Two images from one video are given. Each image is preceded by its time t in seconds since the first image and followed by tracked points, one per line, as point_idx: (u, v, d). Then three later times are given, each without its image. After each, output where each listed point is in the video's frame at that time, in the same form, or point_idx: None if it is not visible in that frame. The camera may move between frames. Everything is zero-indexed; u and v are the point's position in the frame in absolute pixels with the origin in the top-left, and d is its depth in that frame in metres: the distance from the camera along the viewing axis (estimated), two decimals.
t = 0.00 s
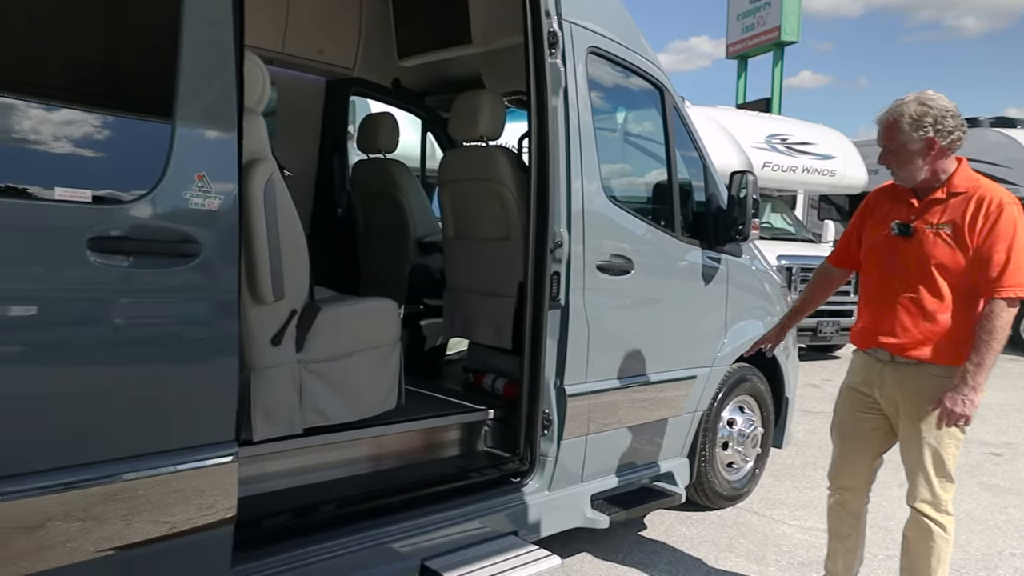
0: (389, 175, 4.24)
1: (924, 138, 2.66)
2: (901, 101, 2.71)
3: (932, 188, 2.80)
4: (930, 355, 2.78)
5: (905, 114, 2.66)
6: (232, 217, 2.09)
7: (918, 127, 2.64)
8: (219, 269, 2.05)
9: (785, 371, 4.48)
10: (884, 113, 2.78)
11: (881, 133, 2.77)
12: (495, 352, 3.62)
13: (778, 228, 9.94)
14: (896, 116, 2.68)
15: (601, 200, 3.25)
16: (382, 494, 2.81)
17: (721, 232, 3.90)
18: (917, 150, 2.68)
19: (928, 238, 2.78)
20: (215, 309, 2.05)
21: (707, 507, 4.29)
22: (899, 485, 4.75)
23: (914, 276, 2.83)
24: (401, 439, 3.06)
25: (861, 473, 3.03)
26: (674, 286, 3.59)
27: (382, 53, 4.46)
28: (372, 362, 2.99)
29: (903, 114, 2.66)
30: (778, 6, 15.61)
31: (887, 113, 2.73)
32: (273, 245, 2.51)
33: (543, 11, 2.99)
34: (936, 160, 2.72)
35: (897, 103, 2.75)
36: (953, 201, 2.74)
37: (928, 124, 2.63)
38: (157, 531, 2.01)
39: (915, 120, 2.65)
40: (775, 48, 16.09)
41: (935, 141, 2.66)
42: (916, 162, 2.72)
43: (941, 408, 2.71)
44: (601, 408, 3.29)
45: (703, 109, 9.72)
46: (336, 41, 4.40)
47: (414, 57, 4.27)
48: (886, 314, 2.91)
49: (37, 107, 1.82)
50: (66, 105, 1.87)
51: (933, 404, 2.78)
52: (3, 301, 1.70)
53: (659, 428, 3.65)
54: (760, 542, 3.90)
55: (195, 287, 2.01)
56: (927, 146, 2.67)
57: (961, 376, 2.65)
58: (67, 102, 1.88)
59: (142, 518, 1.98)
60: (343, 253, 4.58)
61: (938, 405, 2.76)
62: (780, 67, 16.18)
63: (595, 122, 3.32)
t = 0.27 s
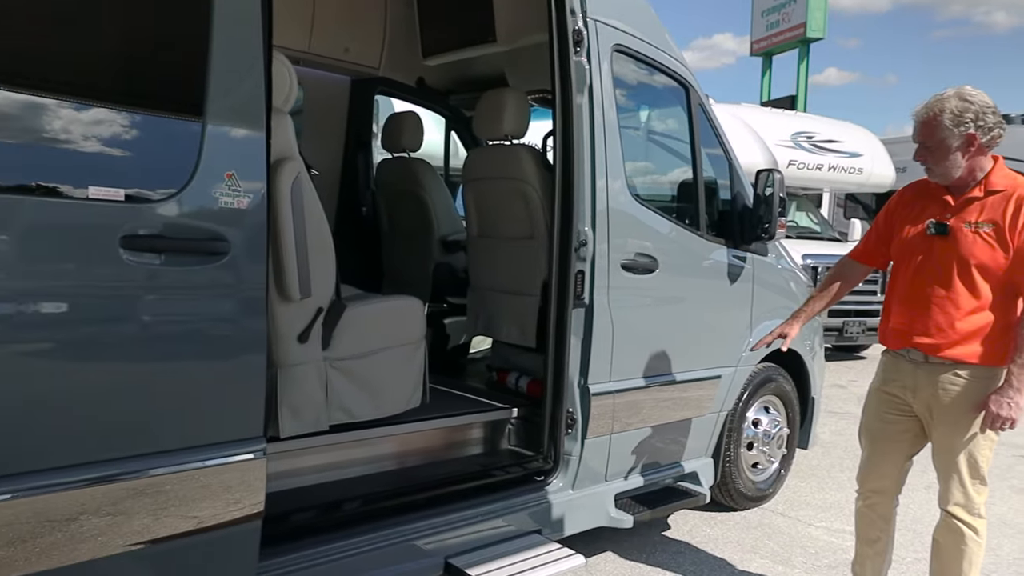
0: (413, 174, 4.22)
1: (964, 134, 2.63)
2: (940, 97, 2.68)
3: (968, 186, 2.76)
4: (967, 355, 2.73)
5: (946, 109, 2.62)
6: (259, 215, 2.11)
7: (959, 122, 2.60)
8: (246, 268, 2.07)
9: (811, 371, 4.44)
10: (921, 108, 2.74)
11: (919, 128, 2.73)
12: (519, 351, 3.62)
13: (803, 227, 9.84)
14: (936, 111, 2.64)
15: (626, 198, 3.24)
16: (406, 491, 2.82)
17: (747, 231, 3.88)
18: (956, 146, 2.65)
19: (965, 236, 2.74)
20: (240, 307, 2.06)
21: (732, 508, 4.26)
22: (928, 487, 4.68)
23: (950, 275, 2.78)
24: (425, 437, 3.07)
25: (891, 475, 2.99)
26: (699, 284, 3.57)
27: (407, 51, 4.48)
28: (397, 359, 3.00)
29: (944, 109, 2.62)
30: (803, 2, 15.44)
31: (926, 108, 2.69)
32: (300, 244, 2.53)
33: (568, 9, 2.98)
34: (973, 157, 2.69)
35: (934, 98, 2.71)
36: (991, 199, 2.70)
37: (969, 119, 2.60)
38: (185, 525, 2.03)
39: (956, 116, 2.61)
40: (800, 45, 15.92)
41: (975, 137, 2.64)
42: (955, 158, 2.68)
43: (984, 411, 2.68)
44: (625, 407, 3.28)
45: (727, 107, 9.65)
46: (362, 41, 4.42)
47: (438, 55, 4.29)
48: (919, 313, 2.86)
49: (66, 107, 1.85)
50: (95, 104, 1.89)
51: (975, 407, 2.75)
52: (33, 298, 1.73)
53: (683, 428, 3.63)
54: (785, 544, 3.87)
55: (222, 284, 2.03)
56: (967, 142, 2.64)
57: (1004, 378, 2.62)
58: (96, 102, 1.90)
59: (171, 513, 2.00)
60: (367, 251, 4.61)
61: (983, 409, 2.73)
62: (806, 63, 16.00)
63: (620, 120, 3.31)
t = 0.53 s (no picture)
0: (438, 173, 4.23)
1: (1005, 131, 2.59)
2: (980, 93, 2.64)
3: (1005, 184, 2.72)
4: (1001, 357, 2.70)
5: (988, 105, 2.58)
6: (286, 214, 2.13)
7: (1001, 119, 2.56)
8: (272, 267, 2.09)
9: (838, 371, 4.39)
10: (959, 104, 2.70)
11: (957, 124, 2.68)
12: (542, 349, 3.62)
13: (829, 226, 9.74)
14: (978, 108, 2.60)
15: (651, 198, 3.22)
16: (429, 489, 2.83)
17: (773, 230, 3.84)
18: (997, 143, 2.60)
19: (1001, 235, 2.70)
20: (266, 305, 2.08)
21: (757, 509, 4.23)
22: (957, 490, 4.62)
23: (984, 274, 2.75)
24: (448, 435, 3.08)
25: (920, 477, 2.95)
26: (724, 284, 3.54)
27: (431, 50, 4.50)
28: (421, 358, 3.02)
29: (986, 105, 2.58)
30: None
31: (966, 103, 2.65)
32: (326, 243, 2.55)
33: (592, 7, 2.98)
34: (1013, 155, 2.65)
35: (974, 95, 2.68)
36: None
37: (1011, 116, 2.56)
38: (213, 521, 2.06)
39: (997, 112, 2.57)
40: (826, 42, 15.74)
41: (1016, 134, 2.59)
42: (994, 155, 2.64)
43: None
44: (648, 407, 3.26)
45: (752, 105, 9.56)
46: (385, 40, 4.44)
47: (461, 54, 4.31)
48: (951, 313, 2.82)
49: (95, 107, 1.87)
50: (123, 105, 1.92)
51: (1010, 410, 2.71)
52: (63, 296, 1.76)
53: (707, 428, 3.61)
54: (811, 545, 3.83)
55: (248, 283, 2.05)
56: (1008, 139, 2.60)
57: None
58: (124, 103, 1.92)
59: (198, 509, 2.03)
60: (391, 250, 4.64)
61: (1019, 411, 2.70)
62: (831, 60, 15.82)
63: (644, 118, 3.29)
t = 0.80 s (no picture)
0: (458, 173, 4.24)
1: None
2: (1009, 89, 2.60)
3: None
4: None
5: (1017, 100, 2.55)
6: (309, 214, 2.14)
7: None
8: (295, 266, 2.11)
9: (861, 372, 4.35)
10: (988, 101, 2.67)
11: (985, 120, 2.65)
12: (563, 349, 3.62)
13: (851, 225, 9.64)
14: (1006, 104, 2.56)
15: (673, 197, 3.21)
16: (450, 487, 2.84)
17: (795, 229, 3.81)
18: None
19: None
20: (288, 304, 2.10)
21: (778, 510, 4.20)
22: (983, 492, 4.56)
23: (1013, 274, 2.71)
24: (468, 434, 3.08)
25: (946, 479, 2.91)
26: (746, 283, 3.52)
27: (452, 49, 4.52)
28: (442, 356, 3.03)
29: (1015, 99, 2.55)
30: None
31: (994, 98, 2.62)
32: (349, 242, 2.57)
33: (614, 6, 2.97)
34: None
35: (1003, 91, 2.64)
36: None
37: None
38: (236, 518, 2.08)
39: None
40: (848, 39, 15.58)
41: None
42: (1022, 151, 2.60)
43: None
44: (669, 407, 3.25)
45: (773, 103, 9.49)
46: (406, 40, 4.45)
47: (482, 53, 4.34)
48: (977, 313, 2.78)
49: (120, 107, 1.90)
50: (147, 105, 1.95)
51: None
52: (88, 294, 1.78)
53: (729, 428, 3.59)
54: (834, 547, 3.80)
55: (272, 282, 2.07)
56: None
57: None
58: (148, 103, 1.95)
59: (222, 505, 2.05)
60: (412, 249, 4.65)
61: None
62: (853, 58, 15.66)
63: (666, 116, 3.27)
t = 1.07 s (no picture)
0: (478, 172, 4.22)
1: None
2: None
3: None
4: None
5: None
6: (331, 214, 2.16)
7: None
8: (315, 265, 2.12)
9: (884, 372, 4.31)
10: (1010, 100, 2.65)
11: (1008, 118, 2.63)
12: (583, 348, 3.62)
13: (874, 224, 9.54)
14: None
15: (695, 196, 3.20)
16: (470, 486, 2.85)
17: (817, 228, 3.78)
18: None
19: None
20: (308, 302, 2.11)
21: (800, 511, 4.17)
22: (1009, 495, 4.50)
23: None
24: (488, 433, 3.09)
25: (971, 481, 2.88)
26: (767, 282, 3.50)
27: (472, 50, 4.53)
28: (461, 355, 3.03)
29: None
30: None
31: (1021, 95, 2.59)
32: (370, 241, 2.58)
33: (635, 4, 2.96)
34: None
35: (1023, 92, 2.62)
36: None
37: None
38: (258, 515, 2.10)
39: None
40: (870, 36, 15.41)
41: None
42: None
43: None
44: (689, 406, 3.24)
45: (794, 101, 9.42)
46: (426, 40, 4.47)
47: (501, 53, 4.36)
48: (1003, 314, 2.75)
49: (143, 108, 1.92)
50: (170, 105, 1.97)
51: None
52: (112, 293, 1.81)
53: (750, 428, 3.57)
54: (856, 549, 3.77)
55: (294, 281, 2.09)
56: None
57: None
58: (171, 103, 1.97)
59: (244, 502, 2.07)
60: (431, 248, 4.67)
61: None
62: (876, 55, 15.50)
63: (687, 115, 3.26)
